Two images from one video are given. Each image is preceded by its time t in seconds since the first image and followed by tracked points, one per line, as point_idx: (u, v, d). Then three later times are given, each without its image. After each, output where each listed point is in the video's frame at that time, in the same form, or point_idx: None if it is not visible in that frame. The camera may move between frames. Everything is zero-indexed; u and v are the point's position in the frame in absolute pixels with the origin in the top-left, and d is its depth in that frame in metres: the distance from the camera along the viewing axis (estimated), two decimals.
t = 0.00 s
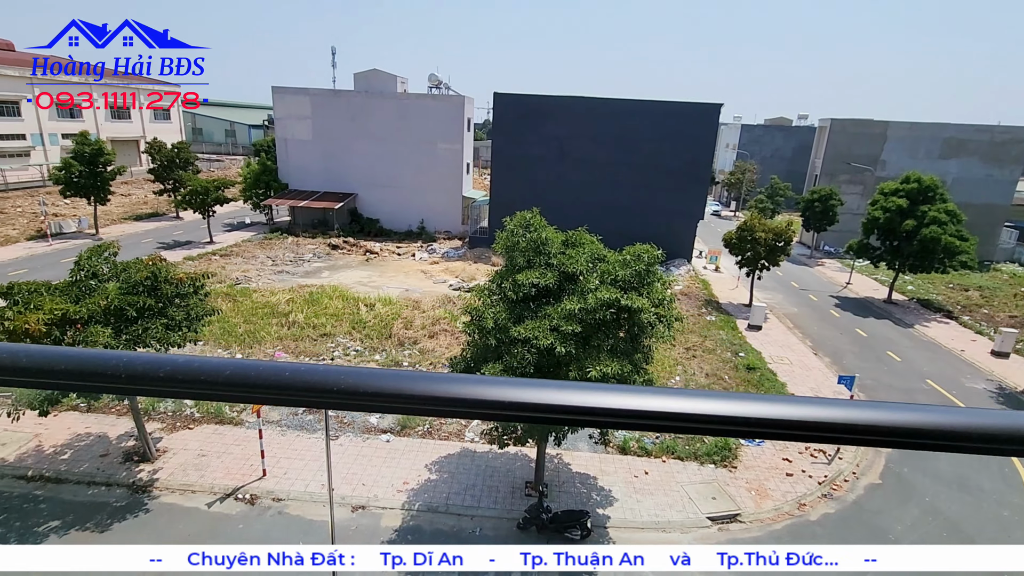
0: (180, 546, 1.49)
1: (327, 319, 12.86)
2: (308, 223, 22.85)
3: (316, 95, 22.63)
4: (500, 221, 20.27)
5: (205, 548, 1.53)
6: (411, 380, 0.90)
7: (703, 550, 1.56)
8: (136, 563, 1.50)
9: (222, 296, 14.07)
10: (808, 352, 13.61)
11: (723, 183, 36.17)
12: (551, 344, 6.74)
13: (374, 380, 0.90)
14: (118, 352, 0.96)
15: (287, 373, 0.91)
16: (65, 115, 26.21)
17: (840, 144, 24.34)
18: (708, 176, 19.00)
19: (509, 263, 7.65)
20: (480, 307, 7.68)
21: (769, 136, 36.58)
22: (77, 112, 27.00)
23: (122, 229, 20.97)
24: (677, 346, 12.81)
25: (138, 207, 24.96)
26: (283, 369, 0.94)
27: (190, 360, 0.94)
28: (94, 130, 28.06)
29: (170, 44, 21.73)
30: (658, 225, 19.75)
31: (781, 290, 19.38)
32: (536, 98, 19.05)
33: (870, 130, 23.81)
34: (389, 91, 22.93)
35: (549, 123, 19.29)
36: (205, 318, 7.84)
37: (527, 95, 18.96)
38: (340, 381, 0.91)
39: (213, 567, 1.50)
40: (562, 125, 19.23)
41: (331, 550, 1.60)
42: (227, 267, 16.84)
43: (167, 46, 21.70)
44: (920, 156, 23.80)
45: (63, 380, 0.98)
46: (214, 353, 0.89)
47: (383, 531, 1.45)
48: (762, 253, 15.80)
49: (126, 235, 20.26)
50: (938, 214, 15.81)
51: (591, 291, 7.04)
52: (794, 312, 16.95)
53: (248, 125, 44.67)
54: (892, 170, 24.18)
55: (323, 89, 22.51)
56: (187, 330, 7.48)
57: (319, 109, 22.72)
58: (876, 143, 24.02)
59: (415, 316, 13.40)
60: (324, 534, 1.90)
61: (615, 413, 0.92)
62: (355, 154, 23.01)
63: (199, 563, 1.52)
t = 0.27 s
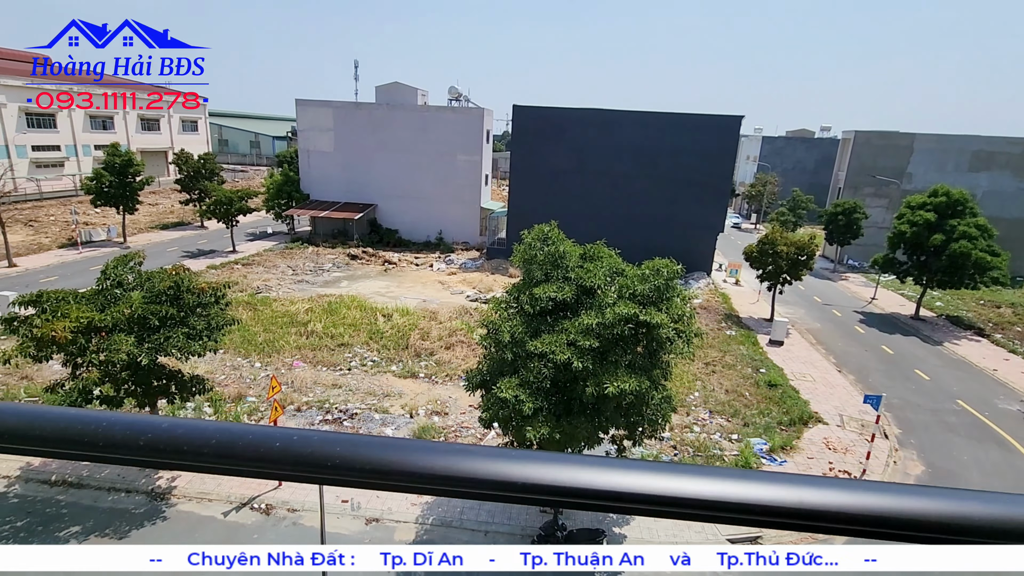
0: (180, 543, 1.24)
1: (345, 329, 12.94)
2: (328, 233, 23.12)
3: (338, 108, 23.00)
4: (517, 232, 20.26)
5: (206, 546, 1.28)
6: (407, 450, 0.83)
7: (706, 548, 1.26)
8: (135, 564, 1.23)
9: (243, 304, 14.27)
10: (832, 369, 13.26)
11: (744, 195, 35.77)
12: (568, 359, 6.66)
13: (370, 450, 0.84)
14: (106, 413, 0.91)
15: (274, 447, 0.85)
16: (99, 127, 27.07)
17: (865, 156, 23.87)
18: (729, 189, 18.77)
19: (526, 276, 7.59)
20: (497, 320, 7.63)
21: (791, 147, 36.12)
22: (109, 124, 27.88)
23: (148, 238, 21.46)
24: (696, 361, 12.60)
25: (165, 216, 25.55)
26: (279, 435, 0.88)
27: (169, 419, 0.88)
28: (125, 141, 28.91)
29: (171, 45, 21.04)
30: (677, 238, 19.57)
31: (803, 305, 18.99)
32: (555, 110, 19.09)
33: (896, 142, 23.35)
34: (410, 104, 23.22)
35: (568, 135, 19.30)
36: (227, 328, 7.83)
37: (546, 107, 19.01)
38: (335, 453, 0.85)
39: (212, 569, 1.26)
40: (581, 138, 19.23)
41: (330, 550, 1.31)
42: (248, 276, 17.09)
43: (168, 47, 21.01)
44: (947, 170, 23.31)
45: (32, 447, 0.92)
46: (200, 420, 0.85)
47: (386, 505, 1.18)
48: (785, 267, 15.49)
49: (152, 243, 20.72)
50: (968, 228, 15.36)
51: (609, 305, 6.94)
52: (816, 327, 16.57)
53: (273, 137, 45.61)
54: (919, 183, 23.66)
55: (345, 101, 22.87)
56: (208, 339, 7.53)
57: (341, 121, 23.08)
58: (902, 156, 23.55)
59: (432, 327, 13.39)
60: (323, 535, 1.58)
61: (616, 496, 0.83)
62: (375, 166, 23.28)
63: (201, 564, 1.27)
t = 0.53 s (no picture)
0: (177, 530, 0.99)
1: (358, 343, 12.97)
2: (343, 247, 23.33)
3: (356, 124, 23.35)
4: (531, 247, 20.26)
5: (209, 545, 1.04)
6: (390, 525, 0.97)
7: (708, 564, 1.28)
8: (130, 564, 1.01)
9: (259, 317, 14.42)
10: (852, 389, 12.93)
11: (760, 211, 35.47)
12: (581, 377, 6.57)
13: (361, 527, 0.97)
14: (93, 478, 1.04)
15: (264, 523, 0.98)
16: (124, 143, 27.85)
17: (883, 172, 23.52)
18: (745, 205, 18.61)
19: (539, 293, 7.53)
20: (510, 337, 7.57)
21: (807, 163, 35.84)
22: (134, 140, 28.62)
23: (169, 251, 21.85)
24: (712, 379, 12.41)
25: (185, 229, 26.02)
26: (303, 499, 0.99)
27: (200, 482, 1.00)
28: (149, 157, 29.63)
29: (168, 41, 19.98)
30: (693, 254, 19.41)
31: (821, 323, 18.64)
32: (570, 126, 19.18)
33: (915, 158, 23.04)
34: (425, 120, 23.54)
35: (582, 152, 19.36)
36: (241, 342, 7.91)
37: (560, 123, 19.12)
38: (330, 531, 0.97)
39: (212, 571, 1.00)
40: (595, 154, 19.27)
41: (330, 543, 0.97)
42: (265, 289, 17.27)
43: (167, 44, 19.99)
44: (969, 186, 23.08)
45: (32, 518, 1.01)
46: (197, 493, 0.98)
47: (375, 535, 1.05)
48: (802, 284, 15.24)
49: (172, 256, 21.06)
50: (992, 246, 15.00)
51: (623, 323, 6.87)
52: (836, 346, 16.23)
53: (292, 152, 46.43)
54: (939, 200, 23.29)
55: (362, 117, 23.24)
56: (223, 353, 7.57)
57: (358, 137, 23.41)
58: (921, 172, 23.22)
59: (444, 342, 13.37)
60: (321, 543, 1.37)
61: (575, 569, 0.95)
62: (391, 181, 23.53)
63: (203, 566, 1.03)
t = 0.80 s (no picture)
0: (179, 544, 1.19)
1: (368, 358, 12.99)
2: (354, 262, 23.51)
3: (368, 141, 23.65)
4: (541, 263, 20.30)
5: (206, 549, 1.23)
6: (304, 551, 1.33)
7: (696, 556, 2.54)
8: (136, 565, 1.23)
9: (270, 332, 14.53)
10: (867, 409, 12.68)
11: (771, 227, 35.31)
12: (592, 396, 6.50)
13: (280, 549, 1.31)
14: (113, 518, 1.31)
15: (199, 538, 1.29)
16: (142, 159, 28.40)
17: (896, 189, 23.31)
18: (755, 221, 18.54)
19: (550, 309, 7.48)
20: (520, 353, 7.53)
21: (818, 181, 35.71)
22: (152, 156, 29.19)
23: (183, 265, 22.14)
24: (723, 397, 12.26)
25: (200, 244, 26.37)
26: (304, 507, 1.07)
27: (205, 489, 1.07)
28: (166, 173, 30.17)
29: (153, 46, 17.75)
30: (703, 271, 19.32)
31: (835, 341, 18.39)
32: (580, 143, 19.30)
33: (928, 175, 22.89)
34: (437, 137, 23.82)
35: (592, 168, 19.44)
36: (253, 356, 7.93)
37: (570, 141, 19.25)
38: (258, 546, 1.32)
39: (214, 568, 1.21)
40: (605, 171, 19.33)
41: (332, 548, 1.26)
42: (276, 304, 17.41)
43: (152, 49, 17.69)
44: (984, 203, 22.96)
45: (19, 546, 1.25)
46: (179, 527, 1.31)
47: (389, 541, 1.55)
48: (815, 301, 15.07)
49: (186, 271, 21.32)
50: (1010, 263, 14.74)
51: (634, 340, 6.82)
52: (850, 364, 15.98)
53: (305, 169, 47.10)
54: (953, 217, 23.09)
55: (375, 134, 23.55)
56: (234, 368, 7.60)
57: (370, 154, 23.68)
58: (935, 189, 23.04)
59: (454, 357, 13.35)
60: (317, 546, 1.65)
61: None
62: (402, 197, 23.75)
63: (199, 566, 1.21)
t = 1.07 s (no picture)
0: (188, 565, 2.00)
1: (375, 372, 12.98)
2: (362, 276, 23.60)
3: (376, 156, 23.88)
4: (548, 277, 20.31)
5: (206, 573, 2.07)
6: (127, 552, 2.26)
7: (695, 554, 4.55)
8: None
9: (278, 345, 14.56)
10: (879, 426, 12.50)
11: (779, 241, 35.15)
12: (600, 411, 6.46)
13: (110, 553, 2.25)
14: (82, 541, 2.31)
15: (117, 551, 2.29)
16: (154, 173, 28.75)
17: (905, 203, 23.17)
18: (762, 236, 18.50)
19: (557, 324, 7.47)
20: (527, 368, 7.49)
21: (825, 195, 35.61)
22: (164, 170, 29.58)
23: (192, 278, 22.32)
24: (732, 414, 12.12)
25: (209, 257, 26.56)
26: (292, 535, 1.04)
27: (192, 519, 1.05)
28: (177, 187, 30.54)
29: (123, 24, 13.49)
30: (710, 286, 19.25)
31: (845, 356, 18.18)
32: (586, 158, 19.42)
33: (937, 190, 22.79)
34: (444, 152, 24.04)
35: (598, 183, 19.53)
36: (260, 370, 7.93)
37: (577, 155, 19.37)
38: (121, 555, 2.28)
39: None
40: (611, 185, 19.40)
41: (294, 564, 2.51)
42: (284, 317, 17.46)
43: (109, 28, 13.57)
44: (994, 218, 22.83)
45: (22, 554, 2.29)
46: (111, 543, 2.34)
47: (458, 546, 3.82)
48: (824, 316, 14.95)
49: (195, 284, 21.42)
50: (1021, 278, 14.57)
51: (642, 356, 6.78)
52: (861, 380, 15.79)
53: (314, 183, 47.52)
54: (963, 232, 22.92)
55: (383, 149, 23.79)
56: (242, 381, 7.62)
57: (379, 168, 23.90)
58: (944, 204, 22.92)
59: (460, 371, 13.30)
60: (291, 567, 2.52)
61: None
62: (410, 211, 23.90)
63: None
